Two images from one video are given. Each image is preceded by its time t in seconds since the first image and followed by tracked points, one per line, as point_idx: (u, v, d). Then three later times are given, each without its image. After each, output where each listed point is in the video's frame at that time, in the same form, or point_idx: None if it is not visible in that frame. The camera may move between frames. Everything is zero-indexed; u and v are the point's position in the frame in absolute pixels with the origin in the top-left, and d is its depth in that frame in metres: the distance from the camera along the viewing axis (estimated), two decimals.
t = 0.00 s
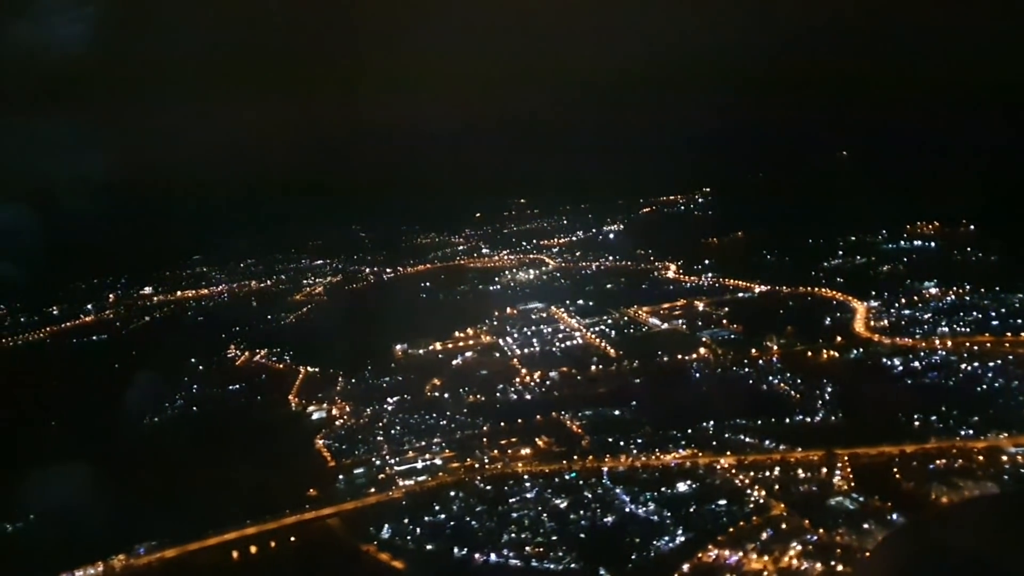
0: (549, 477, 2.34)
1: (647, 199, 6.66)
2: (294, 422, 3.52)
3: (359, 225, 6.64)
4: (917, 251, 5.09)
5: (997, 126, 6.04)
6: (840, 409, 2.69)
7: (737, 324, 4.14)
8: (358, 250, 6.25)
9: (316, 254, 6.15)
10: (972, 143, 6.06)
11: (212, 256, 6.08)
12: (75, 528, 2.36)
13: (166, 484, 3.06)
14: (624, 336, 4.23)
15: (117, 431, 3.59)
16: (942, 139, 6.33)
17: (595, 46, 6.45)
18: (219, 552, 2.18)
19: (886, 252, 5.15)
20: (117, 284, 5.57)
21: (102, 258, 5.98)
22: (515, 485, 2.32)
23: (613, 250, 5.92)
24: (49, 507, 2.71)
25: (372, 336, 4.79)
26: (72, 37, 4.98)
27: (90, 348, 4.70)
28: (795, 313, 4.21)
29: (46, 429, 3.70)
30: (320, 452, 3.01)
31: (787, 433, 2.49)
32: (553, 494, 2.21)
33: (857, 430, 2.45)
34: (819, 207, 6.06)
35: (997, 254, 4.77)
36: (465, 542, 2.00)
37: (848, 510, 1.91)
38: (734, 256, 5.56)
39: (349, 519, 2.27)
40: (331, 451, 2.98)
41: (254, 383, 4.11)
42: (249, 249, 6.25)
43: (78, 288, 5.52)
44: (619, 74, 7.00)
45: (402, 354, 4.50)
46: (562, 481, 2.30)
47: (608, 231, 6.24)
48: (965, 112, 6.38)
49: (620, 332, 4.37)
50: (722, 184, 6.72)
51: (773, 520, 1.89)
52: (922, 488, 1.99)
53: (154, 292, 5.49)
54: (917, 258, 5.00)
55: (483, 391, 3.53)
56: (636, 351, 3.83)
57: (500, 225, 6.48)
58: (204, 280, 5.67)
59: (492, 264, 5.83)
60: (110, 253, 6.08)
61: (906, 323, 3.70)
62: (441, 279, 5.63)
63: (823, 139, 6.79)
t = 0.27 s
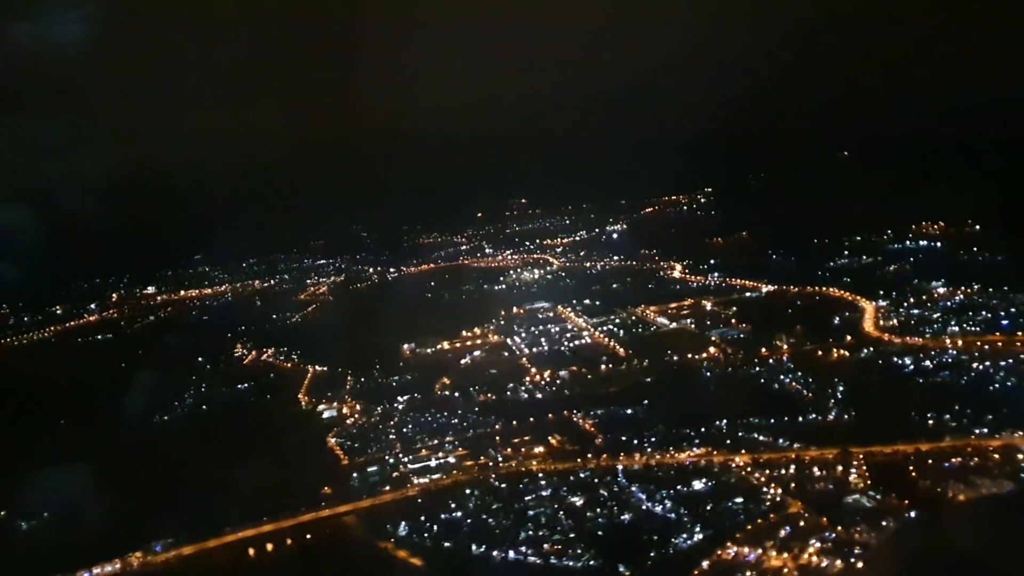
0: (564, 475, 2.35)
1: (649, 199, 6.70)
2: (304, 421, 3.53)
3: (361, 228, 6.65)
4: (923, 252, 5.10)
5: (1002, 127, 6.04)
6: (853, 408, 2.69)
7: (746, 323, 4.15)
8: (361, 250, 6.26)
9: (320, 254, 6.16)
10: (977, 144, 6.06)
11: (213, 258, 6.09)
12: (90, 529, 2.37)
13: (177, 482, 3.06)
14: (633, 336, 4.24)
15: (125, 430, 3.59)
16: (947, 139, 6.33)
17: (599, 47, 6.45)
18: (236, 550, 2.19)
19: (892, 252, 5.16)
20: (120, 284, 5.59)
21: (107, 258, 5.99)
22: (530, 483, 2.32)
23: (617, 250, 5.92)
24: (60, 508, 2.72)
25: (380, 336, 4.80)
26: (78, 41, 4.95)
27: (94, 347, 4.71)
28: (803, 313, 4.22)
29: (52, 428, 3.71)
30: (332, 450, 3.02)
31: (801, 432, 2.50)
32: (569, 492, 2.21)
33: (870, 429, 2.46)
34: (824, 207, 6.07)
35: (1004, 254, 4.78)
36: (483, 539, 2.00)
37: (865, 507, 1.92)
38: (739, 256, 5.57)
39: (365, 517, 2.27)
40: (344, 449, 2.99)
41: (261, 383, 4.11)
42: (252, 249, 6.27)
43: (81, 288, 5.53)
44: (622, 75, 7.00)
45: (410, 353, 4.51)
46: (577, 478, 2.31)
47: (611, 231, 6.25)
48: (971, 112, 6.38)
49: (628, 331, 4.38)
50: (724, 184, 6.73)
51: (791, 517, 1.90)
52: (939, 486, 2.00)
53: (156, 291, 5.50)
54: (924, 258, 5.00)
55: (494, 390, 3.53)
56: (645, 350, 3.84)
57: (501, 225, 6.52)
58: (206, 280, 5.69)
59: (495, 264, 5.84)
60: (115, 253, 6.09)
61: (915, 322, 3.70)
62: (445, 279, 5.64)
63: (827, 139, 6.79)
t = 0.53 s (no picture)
0: (579, 474, 2.35)
1: (651, 200, 6.61)
2: (314, 419, 3.54)
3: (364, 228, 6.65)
4: (929, 252, 5.10)
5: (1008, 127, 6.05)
6: (865, 407, 2.70)
7: (755, 323, 4.16)
8: (362, 249, 6.26)
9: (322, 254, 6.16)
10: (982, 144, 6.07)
11: (216, 254, 6.08)
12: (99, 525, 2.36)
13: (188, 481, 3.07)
14: (641, 335, 4.24)
15: (133, 429, 3.60)
16: (952, 140, 6.34)
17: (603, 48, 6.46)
18: (253, 547, 2.19)
19: (899, 252, 5.17)
20: (125, 283, 5.60)
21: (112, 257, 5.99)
22: (545, 482, 2.33)
23: (621, 250, 5.93)
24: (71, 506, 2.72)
25: (387, 335, 4.80)
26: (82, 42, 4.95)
27: (98, 347, 4.72)
28: (811, 312, 4.22)
29: (57, 426, 3.72)
30: (345, 449, 3.03)
31: (814, 430, 2.50)
32: (585, 491, 2.22)
33: (884, 428, 2.46)
34: (828, 208, 6.07)
35: (1010, 254, 4.78)
36: (501, 537, 2.01)
37: (882, 505, 1.93)
38: (745, 256, 5.58)
39: (381, 516, 2.28)
40: (356, 447, 3.00)
41: (270, 382, 4.12)
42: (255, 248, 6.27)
43: (83, 287, 5.53)
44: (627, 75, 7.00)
45: (418, 352, 4.52)
46: (593, 477, 2.32)
47: (614, 231, 6.25)
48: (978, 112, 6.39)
49: (636, 331, 4.39)
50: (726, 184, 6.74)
51: (809, 516, 1.91)
52: (955, 484, 2.00)
53: (157, 291, 5.47)
54: (930, 258, 5.01)
55: (504, 389, 3.54)
56: (654, 349, 3.85)
57: (505, 225, 6.43)
58: (208, 279, 5.69)
59: (499, 264, 5.84)
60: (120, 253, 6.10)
61: (925, 322, 3.70)
62: (449, 279, 5.64)
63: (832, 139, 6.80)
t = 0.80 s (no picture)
0: (594, 472, 2.36)
1: (653, 198, 6.81)
2: (324, 417, 3.55)
3: (366, 229, 6.66)
4: (935, 252, 5.10)
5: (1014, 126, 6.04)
6: (878, 405, 2.70)
7: (764, 322, 4.17)
8: (366, 250, 6.27)
9: (324, 255, 6.18)
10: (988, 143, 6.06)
11: (216, 258, 6.12)
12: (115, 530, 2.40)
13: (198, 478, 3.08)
14: (650, 335, 4.25)
15: (142, 427, 3.61)
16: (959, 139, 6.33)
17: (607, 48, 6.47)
18: (269, 544, 2.20)
19: (904, 253, 5.17)
20: (127, 283, 5.63)
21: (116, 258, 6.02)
22: (560, 480, 2.33)
23: (625, 250, 5.94)
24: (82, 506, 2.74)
25: (394, 335, 4.81)
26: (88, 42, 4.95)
27: (104, 346, 4.75)
28: (820, 312, 4.23)
29: (65, 425, 3.74)
30: (358, 447, 3.04)
31: (828, 429, 2.51)
32: (601, 489, 2.22)
33: (898, 426, 2.47)
34: (832, 208, 6.08)
35: (1017, 254, 4.78)
36: (518, 535, 2.01)
37: (899, 503, 1.94)
38: (750, 256, 5.59)
39: (396, 513, 2.28)
40: (369, 445, 3.01)
41: (277, 381, 4.13)
42: (259, 249, 6.28)
43: (85, 287, 5.54)
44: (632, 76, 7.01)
45: (427, 352, 4.53)
46: (608, 475, 2.32)
47: (618, 231, 6.27)
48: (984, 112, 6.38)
49: (645, 330, 4.40)
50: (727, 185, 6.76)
51: (826, 513, 1.92)
52: (971, 481, 2.01)
53: (163, 290, 5.55)
54: (936, 258, 5.01)
55: (515, 387, 3.55)
56: (664, 348, 3.86)
57: (507, 225, 6.58)
58: (212, 281, 5.71)
59: (503, 264, 5.85)
60: (124, 253, 6.12)
61: (935, 321, 3.71)
62: (453, 279, 5.65)
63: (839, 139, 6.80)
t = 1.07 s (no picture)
0: (608, 470, 2.37)
1: (655, 198, 6.81)
2: (334, 417, 3.55)
3: (368, 229, 6.67)
4: (941, 252, 5.10)
5: (1019, 126, 6.05)
6: (891, 404, 2.71)
7: (773, 321, 4.18)
8: (369, 250, 6.28)
9: (326, 254, 6.19)
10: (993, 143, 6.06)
11: (218, 257, 6.12)
12: (127, 532, 2.41)
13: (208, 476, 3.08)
14: (658, 334, 4.26)
15: (151, 426, 3.63)
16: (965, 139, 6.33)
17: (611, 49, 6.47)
18: (286, 541, 2.21)
19: (910, 253, 5.17)
20: (132, 283, 5.64)
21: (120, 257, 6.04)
22: (575, 478, 2.34)
23: (629, 250, 5.94)
24: (92, 506, 2.76)
25: (402, 334, 4.82)
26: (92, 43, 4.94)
27: (109, 345, 4.77)
28: (828, 312, 4.23)
29: (72, 424, 3.76)
30: (370, 445, 3.05)
31: (841, 428, 2.51)
32: (616, 487, 2.23)
33: (910, 426, 2.48)
34: (837, 208, 6.08)
35: None
36: (536, 532, 2.02)
37: (915, 502, 1.94)
38: (756, 255, 5.59)
39: (412, 511, 2.29)
40: (382, 444, 3.01)
41: (285, 381, 4.14)
42: (262, 249, 6.29)
43: (86, 288, 5.56)
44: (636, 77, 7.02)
45: (435, 351, 4.54)
46: (623, 473, 2.33)
47: (621, 231, 6.27)
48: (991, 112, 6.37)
49: (654, 329, 4.41)
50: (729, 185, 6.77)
51: (844, 511, 1.93)
52: (987, 480, 2.01)
53: (167, 289, 5.57)
54: (943, 258, 5.01)
55: (525, 387, 3.55)
56: (673, 348, 3.87)
57: (510, 225, 6.55)
58: (216, 280, 5.72)
59: (508, 264, 5.85)
60: (127, 253, 6.13)
61: (945, 321, 3.71)
62: (457, 279, 5.66)
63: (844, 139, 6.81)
